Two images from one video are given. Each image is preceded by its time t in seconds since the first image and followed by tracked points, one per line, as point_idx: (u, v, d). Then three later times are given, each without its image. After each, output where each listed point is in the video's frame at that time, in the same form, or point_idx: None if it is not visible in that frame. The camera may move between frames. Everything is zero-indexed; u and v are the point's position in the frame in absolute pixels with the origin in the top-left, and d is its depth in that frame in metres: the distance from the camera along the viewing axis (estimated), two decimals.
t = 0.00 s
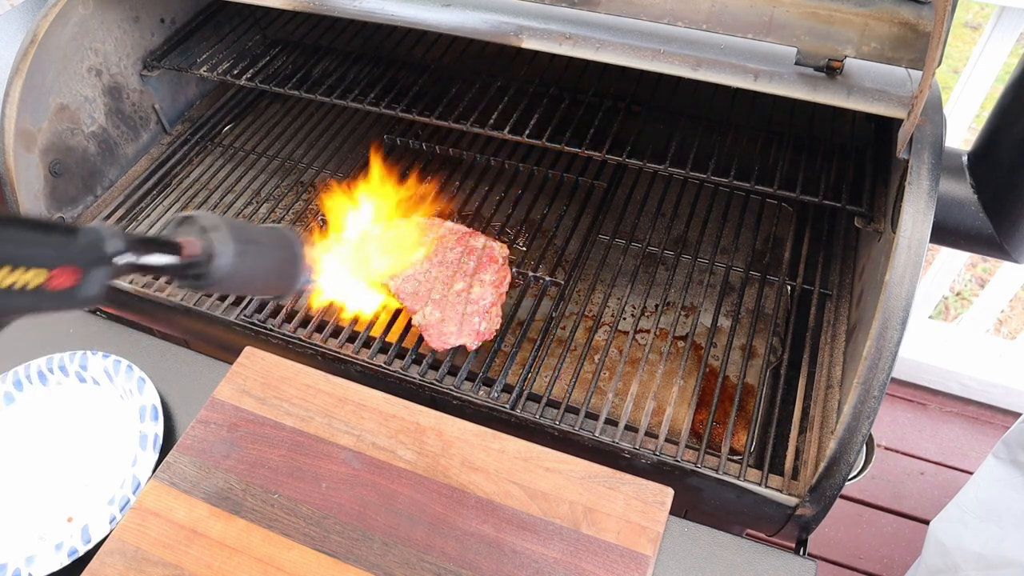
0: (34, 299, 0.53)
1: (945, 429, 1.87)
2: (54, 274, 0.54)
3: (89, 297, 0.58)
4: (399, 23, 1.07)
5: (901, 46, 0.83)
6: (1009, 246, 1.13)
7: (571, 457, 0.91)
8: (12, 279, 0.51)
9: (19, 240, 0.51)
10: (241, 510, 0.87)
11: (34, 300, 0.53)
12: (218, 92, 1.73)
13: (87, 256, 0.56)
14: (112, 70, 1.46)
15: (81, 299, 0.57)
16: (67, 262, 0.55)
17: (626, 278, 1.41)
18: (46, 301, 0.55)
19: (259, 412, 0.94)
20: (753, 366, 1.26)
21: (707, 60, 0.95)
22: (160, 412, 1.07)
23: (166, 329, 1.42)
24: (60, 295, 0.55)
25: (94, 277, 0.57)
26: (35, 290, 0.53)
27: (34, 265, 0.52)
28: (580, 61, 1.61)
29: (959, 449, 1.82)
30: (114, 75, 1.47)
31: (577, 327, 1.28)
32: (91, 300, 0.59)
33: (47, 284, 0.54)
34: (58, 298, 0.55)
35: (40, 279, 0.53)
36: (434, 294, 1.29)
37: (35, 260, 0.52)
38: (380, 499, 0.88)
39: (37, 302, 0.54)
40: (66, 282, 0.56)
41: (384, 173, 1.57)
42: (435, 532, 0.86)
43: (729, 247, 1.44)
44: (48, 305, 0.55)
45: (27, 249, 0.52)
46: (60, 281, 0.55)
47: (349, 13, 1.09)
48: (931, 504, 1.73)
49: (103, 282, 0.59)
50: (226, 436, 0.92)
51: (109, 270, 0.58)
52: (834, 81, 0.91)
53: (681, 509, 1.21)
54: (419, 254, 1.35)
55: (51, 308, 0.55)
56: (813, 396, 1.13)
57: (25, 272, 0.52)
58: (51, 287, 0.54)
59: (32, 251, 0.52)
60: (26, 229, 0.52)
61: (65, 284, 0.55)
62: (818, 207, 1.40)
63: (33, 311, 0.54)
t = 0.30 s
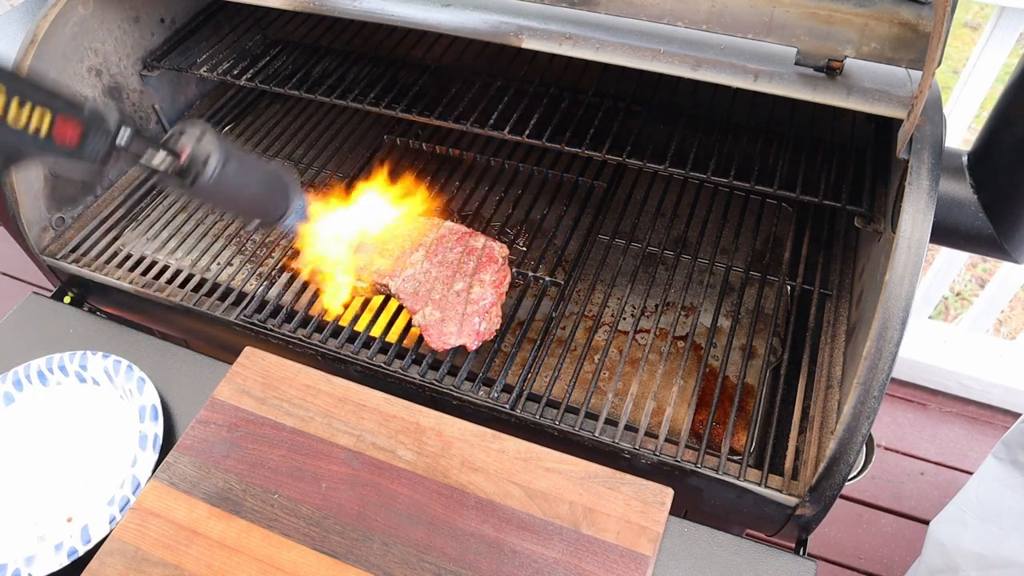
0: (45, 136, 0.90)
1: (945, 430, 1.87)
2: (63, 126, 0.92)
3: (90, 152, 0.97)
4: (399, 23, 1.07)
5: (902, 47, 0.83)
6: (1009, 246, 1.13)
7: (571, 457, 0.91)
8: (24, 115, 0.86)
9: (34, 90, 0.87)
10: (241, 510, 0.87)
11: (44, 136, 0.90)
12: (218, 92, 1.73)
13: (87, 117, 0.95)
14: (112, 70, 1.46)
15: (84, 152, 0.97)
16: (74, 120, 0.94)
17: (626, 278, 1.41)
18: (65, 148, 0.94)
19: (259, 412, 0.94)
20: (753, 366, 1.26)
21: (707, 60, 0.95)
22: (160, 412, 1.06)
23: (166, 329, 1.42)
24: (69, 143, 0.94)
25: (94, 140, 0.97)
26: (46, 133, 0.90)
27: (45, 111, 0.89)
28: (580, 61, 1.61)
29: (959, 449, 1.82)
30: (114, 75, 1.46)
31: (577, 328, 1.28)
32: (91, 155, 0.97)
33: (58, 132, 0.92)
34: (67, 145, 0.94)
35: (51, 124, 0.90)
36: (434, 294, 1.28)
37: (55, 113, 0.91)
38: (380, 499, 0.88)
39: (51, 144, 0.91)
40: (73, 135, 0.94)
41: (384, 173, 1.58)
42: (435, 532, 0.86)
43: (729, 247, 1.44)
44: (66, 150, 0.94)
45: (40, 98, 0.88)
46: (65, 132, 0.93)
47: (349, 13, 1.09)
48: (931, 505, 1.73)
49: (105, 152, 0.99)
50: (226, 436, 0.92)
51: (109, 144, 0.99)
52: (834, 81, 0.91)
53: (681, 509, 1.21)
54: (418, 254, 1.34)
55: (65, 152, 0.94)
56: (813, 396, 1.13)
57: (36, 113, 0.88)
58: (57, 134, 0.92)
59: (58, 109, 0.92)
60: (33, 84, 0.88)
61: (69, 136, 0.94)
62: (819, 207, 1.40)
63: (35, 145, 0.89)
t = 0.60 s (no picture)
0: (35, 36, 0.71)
1: (945, 430, 1.87)
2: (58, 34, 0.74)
3: (82, 68, 0.77)
4: (399, 23, 1.07)
5: (901, 47, 0.83)
6: (1009, 247, 1.13)
7: (571, 457, 0.91)
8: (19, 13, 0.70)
9: None
10: (241, 510, 0.87)
11: (32, 36, 0.71)
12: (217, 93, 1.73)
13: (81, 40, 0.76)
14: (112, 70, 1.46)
15: (76, 65, 0.76)
16: (68, 30, 0.75)
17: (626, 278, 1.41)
18: (52, 56, 0.74)
19: (259, 412, 0.94)
20: (753, 366, 1.26)
21: (707, 60, 0.95)
22: (159, 412, 1.06)
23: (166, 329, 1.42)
24: (61, 53, 0.74)
25: (91, 54, 0.77)
26: (35, 30, 0.71)
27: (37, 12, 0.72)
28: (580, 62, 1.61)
29: (959, 449, 1.82)
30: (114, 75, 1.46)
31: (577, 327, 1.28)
32: (83, 73, 0.77)
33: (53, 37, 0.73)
34: (58, 52, 0.74)
35: (44, 27, 0.72)
36: (434, 294, 1.28)
37: (43, 14, 0.72)
38: (380, 499, 0.88)
39: (40, 48, 0.73)
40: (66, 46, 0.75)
41: (384, 173, 1.58)
42: (435, 532, 0.86)
43: (729, 247, 1.44)
44: (62, 61, 0.75)
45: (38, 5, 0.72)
46: (59, 39, 0.74)
47: (349, 13, 1.09)
48: (931, 505, 1.73)
49: (98, 75, 0.78)
50: (226, 436, 0.92)
51: (102, 67, 0.78)
52: (834, 81, 0.91)
53: (681, 509, 1.21)
54: (418, 254, 1.33)
55: (61, 61, 0.74)
56: (812, 396, 1.13)
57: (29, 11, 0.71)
58: (51, 37, 0.73)
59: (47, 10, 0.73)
60: None
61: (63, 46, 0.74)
62: (819, 208, 1.40)
63: (27, 48, 0.72)
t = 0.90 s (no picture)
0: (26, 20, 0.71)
1: (945, 429, 1.87)
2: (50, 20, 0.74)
3: (69, 56, 0.76)
4: (399, 23, 1.07)
5: (901, 47, 0.83)
6: (1009, 246, 1.13)
7: (571, 457, 0.91)
8: None
9: None
10: (241, 510, 0.87)
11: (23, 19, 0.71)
12: (217, 92, 1.73)
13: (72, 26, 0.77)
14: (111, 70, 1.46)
15: (64, 53, 0.75)
16: (59, 19, 0.75)
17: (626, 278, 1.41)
18: (44, 44, 0.73)
19: (259, 412, 0.94)
20: (753, 366, 1.26)
21: (707, 60, 0.95)
22: (159, 411, 1.06)
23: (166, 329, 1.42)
24: (53, 39, 0.74)
25: (81, 42, 0.77)
26: (30, 16, 0.72)
27: None
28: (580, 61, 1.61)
29: (959, 449, 1.82)
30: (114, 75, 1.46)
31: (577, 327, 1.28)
32: (71, 62, 0.76)
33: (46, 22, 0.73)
34: (48, 37, 0.73)
35: (39, 14, 0.73)
36: (434, 294, 1.28)
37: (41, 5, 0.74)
38: (380, 499, 0.88)
39: (30, 32, 0.72)
40: (57, 31, 0.75)
41: (384, 173, 1.58)
42: (435, 532, 0.86)
43: (729, 247, 1.44)
44: (53, 48, 0.74)
45: None
46: (53, 26, 0.74)
47: (349, 13, 1.09)
48: (931, 505, 1.73)
49: (86, 64, 0.78)
50: (226, 436, 0.92)
51: (92, 56, 0.78)
52: (834, 81, 0.91)
53: (680, 509, 1.21)
54: (418, 254, 1.33)
55: (51, 46, 0.74)
56: (812, 396, 1.13)
57: None
58: (43, 24, 0.73)
59: (43, 1, 0.74)
60: None
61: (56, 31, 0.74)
62: (818, 207, 1.40)
63: (20, 32, 0.71)
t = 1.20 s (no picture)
0: (38, 13, 0.74)
1: (945, 430, 1.87)
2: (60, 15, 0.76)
3: (81, 50, 0.78)
4: (399, 23, 1.07)
5: (901, 47, 0.83)
6: (1009, 246, 1.13)
7: (571, 457, 0.91)
8: None
9: None
10: (241, 510, 0.87)
11: (36, 13, 0.74)
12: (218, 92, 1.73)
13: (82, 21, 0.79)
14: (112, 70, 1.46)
15: (75, 47, 0.78)
16: (68, 14, 0.78)
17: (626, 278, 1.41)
18: (55, 39, 0.76)
19: (259, 413, 0.94)
20: (753, 366, 1.26)
21: (707, 60, 0.95)
22: (159, 411, 1.06)
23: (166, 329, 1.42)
24: (65, 35, 0.77)
25: (91, 37, 0.80)
26: (39, 11, 0.74)
27: None
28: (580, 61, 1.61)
29: (959, 449, 1.82)
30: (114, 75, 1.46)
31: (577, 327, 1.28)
32: (82, 56, 0.79)
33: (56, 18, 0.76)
34: (60, 32, 0.76)
35: (48, 9, 0.75)
36: (434, 294, 1.28)
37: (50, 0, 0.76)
38: (380, 499, 0.88)
39: (42, 28, 0.74)
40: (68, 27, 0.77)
41: (384, 173, 1.58)
42: (435, 532, 0.86)
43: (729, 247, 1.44)
44: (65, 44, 0.77)
45: None
46: (63, 21, 0.77)
47: (349, 13, 1.09)
48: (931, 505, 1.73)
49: (97, 59, 0.80)
50: (226, 436, 0.92)
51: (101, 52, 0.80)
52: (834, 81, 0.91)
53: (680, 509, 1.21)
54: (418, 254, 1.33)
55: (64, 41, 0.76)
56: (812, 396, 1.13)
57: None
58: (53, 19, 0.76)
59: None
60: None
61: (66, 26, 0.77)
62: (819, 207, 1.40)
63: (31, 28, 0.74)
